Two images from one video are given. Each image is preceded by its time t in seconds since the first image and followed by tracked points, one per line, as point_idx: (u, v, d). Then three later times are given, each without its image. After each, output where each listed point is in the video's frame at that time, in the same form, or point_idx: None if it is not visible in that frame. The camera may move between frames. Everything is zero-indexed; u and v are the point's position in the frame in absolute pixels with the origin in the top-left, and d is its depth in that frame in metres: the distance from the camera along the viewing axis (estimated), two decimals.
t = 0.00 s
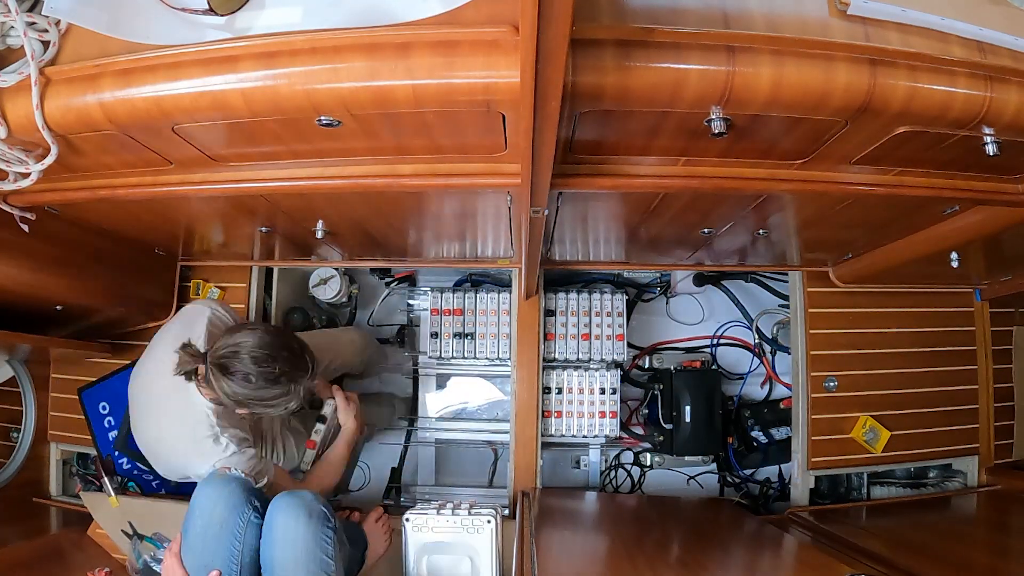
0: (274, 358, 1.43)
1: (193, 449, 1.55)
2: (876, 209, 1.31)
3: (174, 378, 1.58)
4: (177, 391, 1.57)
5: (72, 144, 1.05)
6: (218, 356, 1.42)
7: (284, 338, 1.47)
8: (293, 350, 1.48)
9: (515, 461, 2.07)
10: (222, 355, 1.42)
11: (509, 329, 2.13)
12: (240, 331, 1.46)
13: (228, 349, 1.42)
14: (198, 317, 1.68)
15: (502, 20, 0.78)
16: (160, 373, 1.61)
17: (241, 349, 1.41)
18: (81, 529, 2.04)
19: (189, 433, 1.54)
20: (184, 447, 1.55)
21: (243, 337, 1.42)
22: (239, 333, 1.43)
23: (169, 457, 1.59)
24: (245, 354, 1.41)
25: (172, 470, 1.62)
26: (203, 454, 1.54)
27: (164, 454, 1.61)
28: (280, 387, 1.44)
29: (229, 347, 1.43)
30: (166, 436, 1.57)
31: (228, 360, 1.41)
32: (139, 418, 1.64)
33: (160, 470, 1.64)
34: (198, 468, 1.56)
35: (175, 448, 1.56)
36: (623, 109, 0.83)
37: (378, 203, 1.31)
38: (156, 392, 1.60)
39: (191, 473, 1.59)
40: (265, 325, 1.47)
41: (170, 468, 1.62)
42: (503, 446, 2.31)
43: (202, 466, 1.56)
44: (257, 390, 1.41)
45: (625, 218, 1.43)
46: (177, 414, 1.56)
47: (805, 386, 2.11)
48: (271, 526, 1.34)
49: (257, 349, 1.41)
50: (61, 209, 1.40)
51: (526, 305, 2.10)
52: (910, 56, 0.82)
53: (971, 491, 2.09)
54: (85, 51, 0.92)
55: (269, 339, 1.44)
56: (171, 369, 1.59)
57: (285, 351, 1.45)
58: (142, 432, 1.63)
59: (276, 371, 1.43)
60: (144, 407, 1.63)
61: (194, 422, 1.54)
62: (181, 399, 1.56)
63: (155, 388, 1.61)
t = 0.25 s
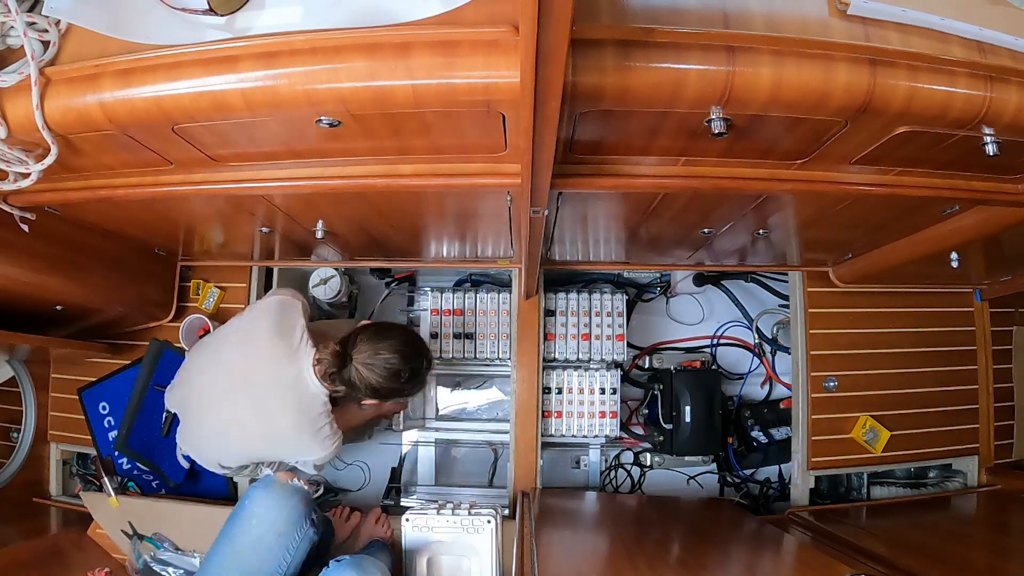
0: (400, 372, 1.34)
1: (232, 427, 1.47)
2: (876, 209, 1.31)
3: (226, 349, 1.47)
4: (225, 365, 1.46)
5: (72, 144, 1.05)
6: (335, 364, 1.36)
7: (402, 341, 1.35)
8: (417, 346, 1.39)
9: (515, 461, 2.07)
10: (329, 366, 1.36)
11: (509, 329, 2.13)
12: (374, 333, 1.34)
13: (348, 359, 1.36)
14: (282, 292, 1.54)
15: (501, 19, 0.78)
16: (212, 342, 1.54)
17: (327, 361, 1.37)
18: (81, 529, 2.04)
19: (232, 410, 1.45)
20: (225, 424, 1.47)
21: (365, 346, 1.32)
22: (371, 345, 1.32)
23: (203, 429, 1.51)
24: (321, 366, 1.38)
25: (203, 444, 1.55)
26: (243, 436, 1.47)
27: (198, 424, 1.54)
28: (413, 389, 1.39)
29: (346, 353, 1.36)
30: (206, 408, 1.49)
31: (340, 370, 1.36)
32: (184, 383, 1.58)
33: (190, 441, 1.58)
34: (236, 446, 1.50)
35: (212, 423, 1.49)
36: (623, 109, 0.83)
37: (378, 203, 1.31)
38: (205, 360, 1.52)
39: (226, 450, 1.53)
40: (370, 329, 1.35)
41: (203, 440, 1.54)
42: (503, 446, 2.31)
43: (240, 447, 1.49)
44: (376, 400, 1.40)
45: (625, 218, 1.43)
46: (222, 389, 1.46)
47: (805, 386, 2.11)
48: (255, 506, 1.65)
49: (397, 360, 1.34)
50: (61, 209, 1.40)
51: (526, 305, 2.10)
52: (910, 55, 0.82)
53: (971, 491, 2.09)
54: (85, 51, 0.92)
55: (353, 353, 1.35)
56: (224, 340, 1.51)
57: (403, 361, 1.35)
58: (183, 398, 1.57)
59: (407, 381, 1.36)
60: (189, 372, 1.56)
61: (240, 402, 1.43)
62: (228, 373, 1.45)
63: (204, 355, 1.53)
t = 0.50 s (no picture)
0: (533, 427, 1.80)
1: (353, 442, 1.72)
2: (876, 209, 1.31)
3: (361, 382, 1.71)
4: (357, 394, 1.69)
5: (72, 144, 1.05)
6: (490, 426, 1.80)
7: (533, 399, 1.79)
8: (541, 402, 1.81)
9: (515, 461, 2.07)
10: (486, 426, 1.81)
11: (509, 329, 2.13)
12: (510, 404, 1.76)
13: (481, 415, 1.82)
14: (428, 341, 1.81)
15: (501, 20, 0.78)
16: (338, 364, 1.75)
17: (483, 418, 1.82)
18: (81, 529, 2.04)
19: (362, 431, 1.70)
20: (346, 437, 1.71)
21: (512, 406, 1.75)
22: (519, 412, 1.75)
23: (316, 437, 1.73)
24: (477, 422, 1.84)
25: (307, 446, 1.78)
26: (358, 446, 1.72)
27: (304, 426, 1.75)
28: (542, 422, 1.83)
29: (497, 415, 1.77)
30: (326, 422, 1.71)
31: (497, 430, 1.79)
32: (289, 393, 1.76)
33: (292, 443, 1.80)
34: (347, 458, 1.75)
35: (333, 435, 1.72)
36: (623, 109, 0.83)
37: (379, 203, 1.31)
38: (323, 383, 1.72)
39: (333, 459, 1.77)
40: (516, 394, 1.76)
41: (302, 435, 1.75)
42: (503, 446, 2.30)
43: (348, 457, 1.74)
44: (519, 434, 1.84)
45: (625, 218, 1.43)
46: (355, 414, 1.70)
47: (805, 386, 2.11)
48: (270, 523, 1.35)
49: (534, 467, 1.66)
50: (61, 209, 1.40)
51: (526, 305, 2.10)
52: (911, 56, 0.82)
53: (971, 491, 2.09)
54: (85, 52, 0.92)
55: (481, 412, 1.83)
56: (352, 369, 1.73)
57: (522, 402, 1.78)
58: (288, 403, 1.76)
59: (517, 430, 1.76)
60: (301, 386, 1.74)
61: (370, 425, 1.70)
62: (363, 401, 1.70)
63: (321, 376, 1.73)
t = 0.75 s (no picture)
0: (504, 389, 1.58)
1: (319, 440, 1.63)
2: (876, 209, 1.31)
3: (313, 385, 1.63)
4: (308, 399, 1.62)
5: (72, 144, 1.05)
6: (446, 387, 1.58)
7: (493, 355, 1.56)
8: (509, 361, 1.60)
9: (515, 461, 2.07)
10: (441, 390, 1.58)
11: (509, 329, 2.13)
12: (469, 363, 1.55)
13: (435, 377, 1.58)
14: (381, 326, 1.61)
15: (501, 20, 0.78)
16: (298, 362, 1.67)
17: (438, 384, 1.58)
18: (81, 529, 2.04)
19: (319, 424, 1.61)
20: (309, 435, 1.63)
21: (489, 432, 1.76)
22: (479, 371, 1.54)
23: (289, 443, 1.68)
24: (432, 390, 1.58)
25: (284, 450, 1.72)
26: (324, 442, 1.63)
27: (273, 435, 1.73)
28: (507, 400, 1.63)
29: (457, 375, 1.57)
30: (291, 426, 1.66)
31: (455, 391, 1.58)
32: (258, 398, 1.74)
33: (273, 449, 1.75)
34: (325, 459, 1.67)
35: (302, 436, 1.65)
36: (623, 109, 0.83)
37: (379, 203, 1.31)
38: (282, 382, 1.68)
39: (315, 462, 1.69)
40: (474, 353, 1.55)
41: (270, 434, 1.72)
42: (503, 446, 2.29)
43: (322, 455, 1.66)
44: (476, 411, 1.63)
45: (625, 218, 1.43)
46: (308, 412, 1.63)
47: (805, 386, 2.11)
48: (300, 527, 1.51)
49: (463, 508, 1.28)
50: (61, 209, 1.40)
51: (526, 305, 2.10)
52: (910, 56, 0.82)
53: (970, 491, 2.09)
54: (85, 52, 0.92)
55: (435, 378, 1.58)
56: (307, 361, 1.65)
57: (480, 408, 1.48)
58: (262, 411, 1.74)
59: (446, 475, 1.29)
60: (269, 392, 1.71)
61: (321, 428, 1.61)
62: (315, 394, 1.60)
63: (281, 384, 1.69)
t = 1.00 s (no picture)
0: (494, 429, 1.55)
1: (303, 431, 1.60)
2: (876, 209, 1.31)
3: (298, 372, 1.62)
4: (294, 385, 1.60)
5: (72, 144, 1.05)
6: (439, 420, 1.51)
7: (492, 392, 1.54)
8: (506, 401, 1.58)
9: (515, 461, 2.07)
10: (433, 424, 1.52)
11: (509, 329, 2.13)
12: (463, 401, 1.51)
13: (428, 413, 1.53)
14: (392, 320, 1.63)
15: (501, 20, 0.78)
16: (296, 345, 1.67)
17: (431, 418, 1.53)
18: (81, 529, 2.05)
19: (309, 416, 1.58)
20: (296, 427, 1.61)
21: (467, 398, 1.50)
22: (474, 410, 1.51)
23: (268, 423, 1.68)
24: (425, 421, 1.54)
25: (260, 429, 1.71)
26: (307, 435, 1.60)
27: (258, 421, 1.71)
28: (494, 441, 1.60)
29: (451, 411, 1.51)
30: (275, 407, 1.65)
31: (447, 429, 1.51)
32: (248, 369, 1.73)
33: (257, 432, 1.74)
34: (306, 451, 1.64)
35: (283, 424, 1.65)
36: (623, 109, 0.83)
37: (379, 203, 1.31)
38: (276, 359, 1.68)
39: (289, 450, 1.68)
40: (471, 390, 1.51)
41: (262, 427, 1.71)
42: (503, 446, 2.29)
43: (304, 450, 1.64)
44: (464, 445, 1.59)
45: (625, 218, 1.43)
46: (306, 402, 1.58)
47: (805, 386, 2.11)
48: None
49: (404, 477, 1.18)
50: (61, 209, 1.40)
51: (526, 305, 2.10)
52: (910, 56, 0.82)
53: (970, 491, 2.09)
54: (85, 52, 0.92)
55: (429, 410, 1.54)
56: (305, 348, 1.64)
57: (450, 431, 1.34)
58: (247, 386, 1.73)
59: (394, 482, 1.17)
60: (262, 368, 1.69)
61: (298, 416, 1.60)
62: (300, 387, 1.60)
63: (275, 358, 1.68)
